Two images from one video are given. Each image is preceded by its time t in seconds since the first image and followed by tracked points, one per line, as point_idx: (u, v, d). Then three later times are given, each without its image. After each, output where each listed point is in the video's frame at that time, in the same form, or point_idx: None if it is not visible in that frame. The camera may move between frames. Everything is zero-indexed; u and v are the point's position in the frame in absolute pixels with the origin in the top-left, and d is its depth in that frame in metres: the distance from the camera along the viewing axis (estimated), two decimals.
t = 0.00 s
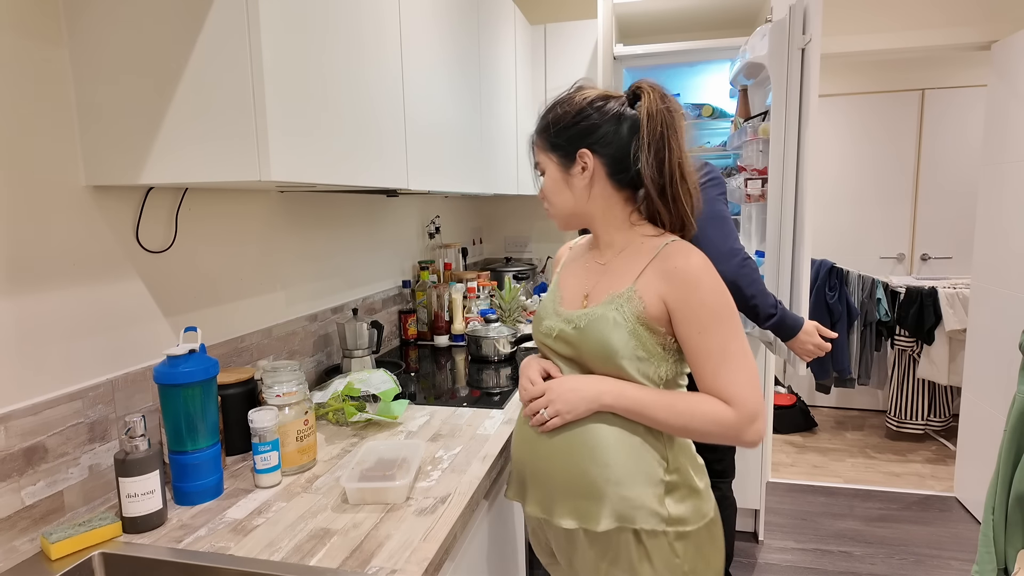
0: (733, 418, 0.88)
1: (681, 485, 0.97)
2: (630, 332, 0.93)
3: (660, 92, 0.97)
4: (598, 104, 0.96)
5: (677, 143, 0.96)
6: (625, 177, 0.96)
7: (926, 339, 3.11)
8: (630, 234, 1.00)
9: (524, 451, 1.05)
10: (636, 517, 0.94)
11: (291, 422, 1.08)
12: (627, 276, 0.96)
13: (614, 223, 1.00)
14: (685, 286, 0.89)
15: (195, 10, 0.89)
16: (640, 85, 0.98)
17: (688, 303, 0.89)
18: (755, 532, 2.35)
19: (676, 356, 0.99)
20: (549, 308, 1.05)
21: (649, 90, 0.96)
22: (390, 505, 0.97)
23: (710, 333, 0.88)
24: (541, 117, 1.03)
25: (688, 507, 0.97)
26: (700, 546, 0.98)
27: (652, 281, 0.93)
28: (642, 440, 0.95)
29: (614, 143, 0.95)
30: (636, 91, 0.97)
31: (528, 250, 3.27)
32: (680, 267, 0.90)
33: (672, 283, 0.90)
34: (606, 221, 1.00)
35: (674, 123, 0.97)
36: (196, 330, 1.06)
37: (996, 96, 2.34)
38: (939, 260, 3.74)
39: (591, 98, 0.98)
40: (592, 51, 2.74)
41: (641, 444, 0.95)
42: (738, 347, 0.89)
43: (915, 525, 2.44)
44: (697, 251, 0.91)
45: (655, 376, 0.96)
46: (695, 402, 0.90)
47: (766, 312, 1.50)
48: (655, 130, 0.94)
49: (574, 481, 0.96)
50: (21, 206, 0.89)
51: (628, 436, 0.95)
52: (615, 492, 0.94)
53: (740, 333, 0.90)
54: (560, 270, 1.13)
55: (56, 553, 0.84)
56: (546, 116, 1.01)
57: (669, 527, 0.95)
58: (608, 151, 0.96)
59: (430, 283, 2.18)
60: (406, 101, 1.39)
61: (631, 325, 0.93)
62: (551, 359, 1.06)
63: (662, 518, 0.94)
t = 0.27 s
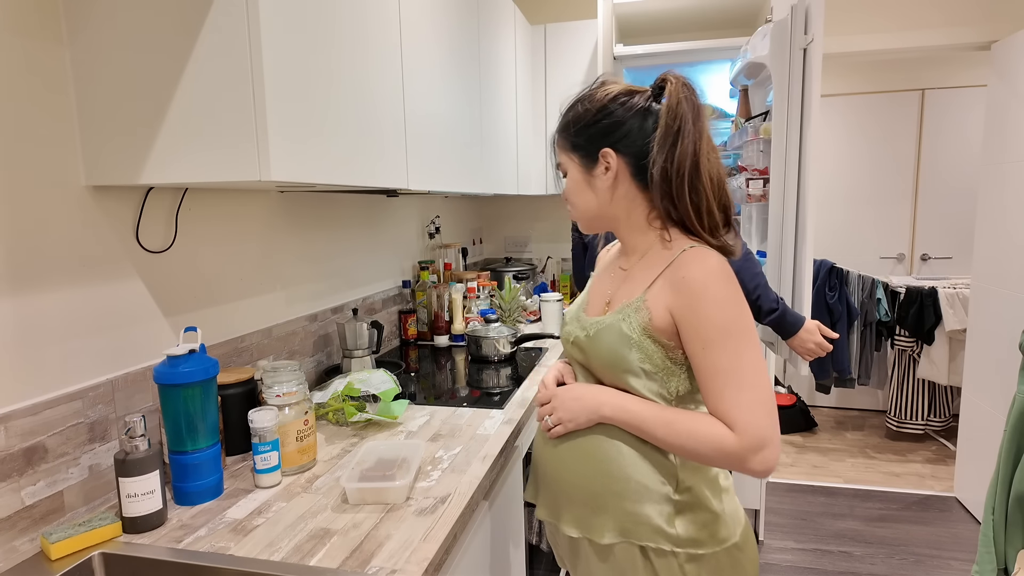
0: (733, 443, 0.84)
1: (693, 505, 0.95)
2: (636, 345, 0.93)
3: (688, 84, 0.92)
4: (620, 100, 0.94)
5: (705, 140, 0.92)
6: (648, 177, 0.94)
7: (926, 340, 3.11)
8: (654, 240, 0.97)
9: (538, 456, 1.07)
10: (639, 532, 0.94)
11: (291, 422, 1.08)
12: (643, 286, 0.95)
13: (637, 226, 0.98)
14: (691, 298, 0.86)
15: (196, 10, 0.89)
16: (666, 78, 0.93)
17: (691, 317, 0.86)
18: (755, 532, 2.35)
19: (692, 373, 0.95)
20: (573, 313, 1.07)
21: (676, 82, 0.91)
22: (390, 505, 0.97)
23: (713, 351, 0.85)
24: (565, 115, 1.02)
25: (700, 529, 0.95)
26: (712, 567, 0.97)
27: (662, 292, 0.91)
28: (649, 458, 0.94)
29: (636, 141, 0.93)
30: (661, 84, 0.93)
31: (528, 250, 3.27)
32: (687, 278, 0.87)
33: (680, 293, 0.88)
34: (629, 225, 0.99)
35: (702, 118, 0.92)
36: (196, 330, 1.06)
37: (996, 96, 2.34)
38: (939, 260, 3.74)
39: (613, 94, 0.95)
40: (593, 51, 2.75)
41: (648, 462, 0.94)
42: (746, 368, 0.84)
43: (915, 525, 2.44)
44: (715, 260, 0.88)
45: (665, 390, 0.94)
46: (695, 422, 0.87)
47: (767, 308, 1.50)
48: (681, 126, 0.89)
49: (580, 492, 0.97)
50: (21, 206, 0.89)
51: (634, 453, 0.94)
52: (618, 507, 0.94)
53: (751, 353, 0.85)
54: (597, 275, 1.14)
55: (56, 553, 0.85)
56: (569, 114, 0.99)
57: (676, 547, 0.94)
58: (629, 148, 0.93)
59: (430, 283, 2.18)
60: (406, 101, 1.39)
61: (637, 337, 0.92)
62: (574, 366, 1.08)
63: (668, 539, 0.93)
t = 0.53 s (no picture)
0: (758, 447, 0.84)
1: (704, 514, 0.95)
2: (657, 346, 0.93)
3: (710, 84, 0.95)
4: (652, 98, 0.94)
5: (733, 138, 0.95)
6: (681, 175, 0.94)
7: (926, 340, 3.11)
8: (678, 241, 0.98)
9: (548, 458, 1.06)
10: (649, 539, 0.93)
11: (291, 422, 1.08)
12: (666, 287, 0.95)
13: (662, 227, 0.99)
14: (719, 299, 0.86)
15: (196, 11, 0.89)
16: (691, 77, 0.96)
17: (719, 319, 0.86)
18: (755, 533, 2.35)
19: (712, 377, 0.96)
20: (589, 315, 1.06)
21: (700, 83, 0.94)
22: (390, 505, 0.98)
23: (740, 355, 0.85)
24: (585, 112, 0.99)
25: (710, 538, 0.94)
26: None
27: (686, 294, 0.92)
28: (664, 466, 0.93)
29: (668, 140, 0.93)
30: (687, 83, 0.95)
31: (528, 250, 3.27)
32: (714, 279, 0.88)
33: (707, 294, 0.88)
34: (653, 226, 0.99)
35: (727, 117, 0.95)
36: (196, 330, 1.06)
37: (996, 96, 2.34)
38: (939, 260, 3.74)
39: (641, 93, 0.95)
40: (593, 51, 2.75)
41: (662, 470, 0.93)
42: (773, 373, 0.85)
43: (915, 525, 2.44)
44: (740, 262, 0.89)
45: (684, 394, 0.94)
46: (720, 426, 0.87)
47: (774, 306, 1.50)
48: (715, 122, 0.92)
49: (591, 498, 0.97)
50: (21, 206, 0.89)
51: (648, 461, 0.93)
52: (630, 514, 0.93)
53: (778, 359, 0.85)
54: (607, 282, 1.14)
55: (56, 553, 0.84)
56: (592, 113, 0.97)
57: (686, 556, 0.93)
58: (662, 147, 0.93)
59: (430, 283, 2.18)
60: (406, 101, 1.39)
61: (657, 339, 0.92)
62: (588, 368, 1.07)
63: (679, 548, 0.93)
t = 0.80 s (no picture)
0: (763, 436, 0.88)
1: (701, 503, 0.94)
2: (664, 338, 0.93)
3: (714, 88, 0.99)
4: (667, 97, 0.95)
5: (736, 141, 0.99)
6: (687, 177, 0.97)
7: (926, 340, 3.11)
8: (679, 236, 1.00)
9: (544, 450, 1.05)
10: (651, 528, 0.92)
11: (291, 422, 1.08)
12: (671, 281, 0.95)
13: (666, 223, 1.00)
14: (731, 294, 0.88)
15: (195, 11, 0.89)
16: (699, 82, 0.98)
17: (730, 315, 0.88)
18: (755, 533, 2.35)
19: (710, 369, 0.98)
20: (584, 309, 1.04)
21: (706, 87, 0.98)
22: (390, 506, 0.97)
23: (749, 349, 0.87)
24: (595, 106, 0.98)
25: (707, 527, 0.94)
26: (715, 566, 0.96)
27: (694, 288, 0.93)
28: (664, 454, 0.93)
29: (679, 140, 0.94)
30: (696, 88, 0.98)
31: (528, 250, 3.27)
32: (723, 275, 0.89)
33: (716, 290, 0.90)
34: (656, 221, 1.00)
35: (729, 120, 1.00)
36: (195, 330, 1.06)
37: (997, 96, 2.33)
38: (940, 260, 3.74)
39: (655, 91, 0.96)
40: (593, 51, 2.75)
41: (663, 458, 0.93)
42: (776, 366, 0.88)
43: (916, 525, 2.44)
44: (742, 261, 0.91)
45: (685, 386, 0.95)
46: (726, 418, 0.89)
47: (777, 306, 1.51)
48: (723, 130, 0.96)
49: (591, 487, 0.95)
50: (20, 207, 0.89)
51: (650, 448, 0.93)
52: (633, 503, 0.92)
53: (780, 352, 0.89)
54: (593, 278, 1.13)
55: (55, 553, 0.84)
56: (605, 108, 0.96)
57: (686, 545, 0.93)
58: (673, 147, 0.94)
59: (430, 283, 2.18)
60: (406, 101, 1.39)
61: (664, 331, 0.92)
62: (581, 363, 1.05)
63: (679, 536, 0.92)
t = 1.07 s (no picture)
0: (744, 431, 0.88)
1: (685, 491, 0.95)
2: (649, 336, 0.93)
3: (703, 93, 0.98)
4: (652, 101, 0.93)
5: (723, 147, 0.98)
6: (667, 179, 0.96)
7: (926, 340, 3.11)
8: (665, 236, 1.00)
9: (533, 444, 1.05)
10: (641, 519, 0.92)
11: (291, 422, 1.08)
12: (655, 280, 0.95)
13: (649, 224, 1.00)
14: (716, 293, 0.88)
15: (196, 11, 0.89)
16: (688, 87, 0.96)
17: (714, 312, 0.88)
18: (755, 533, 2.35)
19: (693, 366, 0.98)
20: (574, 306, 1.04)
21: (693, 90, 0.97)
22: (390, 506, 0.97)
23: (732, 345, 0.88)
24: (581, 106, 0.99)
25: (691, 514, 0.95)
26: (700, 554, 0.97)
27: (678, 287, 0.92)
28: (650, 445, 0.94)
29: (660, 145, 0.93)
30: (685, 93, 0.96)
31: (528, 250, 3.27)
32: (708, 274, 0.89)
33: (699, 290, 0.89)
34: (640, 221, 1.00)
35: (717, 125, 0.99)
36: (195, 330, 1.06)
37: (997, 96, 2.33)
38: (940, 260, 3.74)
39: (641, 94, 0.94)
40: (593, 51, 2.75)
41: (649, 449, 0.93)
42: (759, 362, 0.89)
43: (916, 525, 2.44)
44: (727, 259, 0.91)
45: (670, 381, 0.96)
46: (709, 413, 0.89)
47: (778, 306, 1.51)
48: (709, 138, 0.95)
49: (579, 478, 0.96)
50: (20, 207, 0.89)
51: (638, 439, 0.93)
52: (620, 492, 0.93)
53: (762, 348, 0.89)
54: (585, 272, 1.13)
55: (56, 553, 0.84)
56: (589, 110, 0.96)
57: (671, 534, 0.93)
58: (653, 151, 0.93)
59: (430, 283, 2.18)
60: (406, 101, 1.39)
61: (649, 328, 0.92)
62: (570, 359, 1.05)
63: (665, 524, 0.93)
